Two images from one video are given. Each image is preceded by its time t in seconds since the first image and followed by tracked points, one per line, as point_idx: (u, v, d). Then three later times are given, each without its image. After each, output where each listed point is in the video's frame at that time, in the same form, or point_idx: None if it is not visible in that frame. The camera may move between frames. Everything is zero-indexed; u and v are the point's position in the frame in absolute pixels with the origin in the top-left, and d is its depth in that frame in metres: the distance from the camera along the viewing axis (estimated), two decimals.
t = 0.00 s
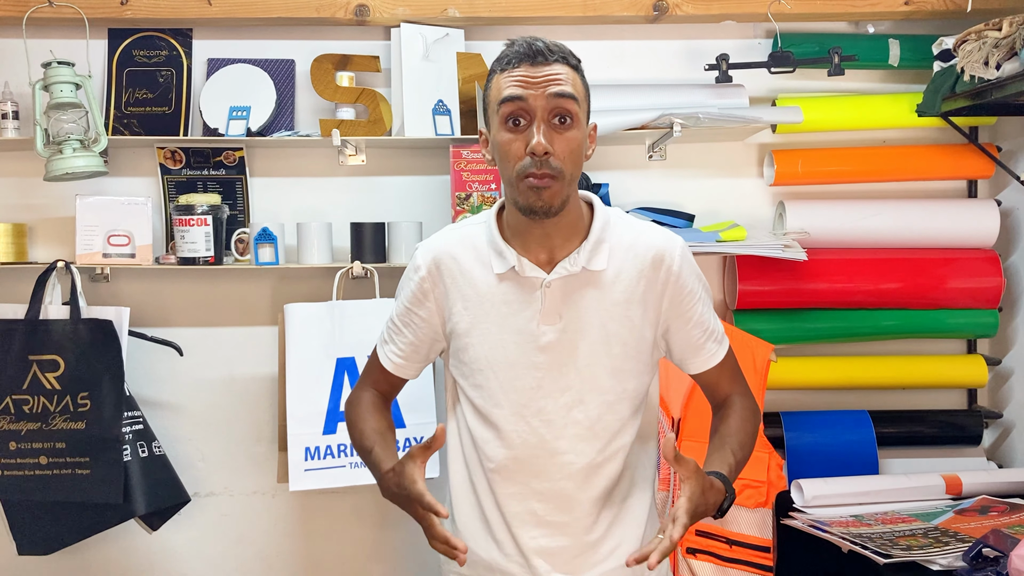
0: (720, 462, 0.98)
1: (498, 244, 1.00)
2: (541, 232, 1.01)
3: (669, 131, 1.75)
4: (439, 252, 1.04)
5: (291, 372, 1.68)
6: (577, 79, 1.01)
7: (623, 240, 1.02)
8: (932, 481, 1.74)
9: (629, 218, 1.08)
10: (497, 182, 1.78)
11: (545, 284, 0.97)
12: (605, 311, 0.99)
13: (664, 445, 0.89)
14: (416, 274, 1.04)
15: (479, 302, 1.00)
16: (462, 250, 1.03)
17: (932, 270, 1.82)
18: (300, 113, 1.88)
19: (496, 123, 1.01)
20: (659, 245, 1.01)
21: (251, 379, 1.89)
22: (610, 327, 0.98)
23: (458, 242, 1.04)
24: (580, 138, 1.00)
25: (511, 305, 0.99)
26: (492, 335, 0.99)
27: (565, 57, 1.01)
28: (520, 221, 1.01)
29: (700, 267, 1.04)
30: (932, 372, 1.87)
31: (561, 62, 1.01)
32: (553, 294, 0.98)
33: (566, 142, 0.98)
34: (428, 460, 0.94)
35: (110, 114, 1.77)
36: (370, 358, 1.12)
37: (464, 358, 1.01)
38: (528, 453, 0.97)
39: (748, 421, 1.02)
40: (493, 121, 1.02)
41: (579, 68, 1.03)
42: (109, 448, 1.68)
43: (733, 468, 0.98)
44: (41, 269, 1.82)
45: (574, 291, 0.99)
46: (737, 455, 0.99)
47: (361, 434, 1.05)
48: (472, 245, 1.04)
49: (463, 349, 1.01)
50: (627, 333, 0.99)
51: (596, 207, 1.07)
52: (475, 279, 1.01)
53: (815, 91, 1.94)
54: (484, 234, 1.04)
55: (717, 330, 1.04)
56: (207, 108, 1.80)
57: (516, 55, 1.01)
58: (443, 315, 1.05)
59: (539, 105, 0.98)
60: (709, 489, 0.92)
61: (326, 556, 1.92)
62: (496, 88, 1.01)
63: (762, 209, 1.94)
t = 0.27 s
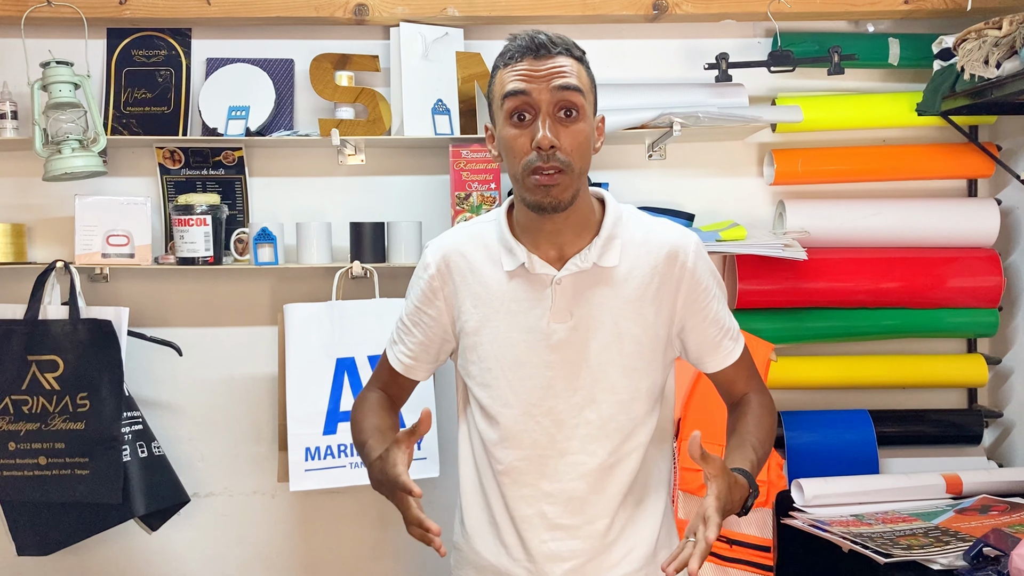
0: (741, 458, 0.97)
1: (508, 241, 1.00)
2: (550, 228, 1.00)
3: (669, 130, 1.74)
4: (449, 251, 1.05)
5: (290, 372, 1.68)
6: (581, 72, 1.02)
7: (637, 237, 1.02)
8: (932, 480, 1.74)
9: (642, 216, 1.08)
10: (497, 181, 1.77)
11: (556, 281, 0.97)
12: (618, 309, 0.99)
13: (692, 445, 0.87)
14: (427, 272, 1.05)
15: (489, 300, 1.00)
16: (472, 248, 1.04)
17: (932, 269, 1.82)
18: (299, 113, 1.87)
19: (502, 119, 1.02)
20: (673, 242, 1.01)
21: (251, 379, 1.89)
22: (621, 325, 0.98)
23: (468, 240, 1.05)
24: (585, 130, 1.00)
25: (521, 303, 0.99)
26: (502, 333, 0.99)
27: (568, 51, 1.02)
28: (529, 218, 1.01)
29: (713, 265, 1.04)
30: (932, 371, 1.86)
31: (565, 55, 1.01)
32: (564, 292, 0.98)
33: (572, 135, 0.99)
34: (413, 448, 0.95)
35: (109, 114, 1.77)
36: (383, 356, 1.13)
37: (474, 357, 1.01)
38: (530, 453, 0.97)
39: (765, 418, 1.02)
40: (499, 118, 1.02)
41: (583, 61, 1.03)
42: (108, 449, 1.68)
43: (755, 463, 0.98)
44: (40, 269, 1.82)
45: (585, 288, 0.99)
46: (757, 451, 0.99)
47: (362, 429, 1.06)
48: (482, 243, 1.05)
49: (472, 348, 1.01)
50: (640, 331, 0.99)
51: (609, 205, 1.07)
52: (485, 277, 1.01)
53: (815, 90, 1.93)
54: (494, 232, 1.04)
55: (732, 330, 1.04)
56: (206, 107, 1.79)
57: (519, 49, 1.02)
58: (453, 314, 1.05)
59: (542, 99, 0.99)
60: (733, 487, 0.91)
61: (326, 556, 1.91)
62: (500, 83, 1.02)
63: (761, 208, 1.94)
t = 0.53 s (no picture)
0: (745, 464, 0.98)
1: (514, 242, 1.00)
2: (556, 227, 1.00)
3: (668, 131, 1.75)
4: (455, 253, 1.05)
5: (290, 374, 1.68)
6: (580, 66, 1.02)
7: (644, 237, 1.02)
8: (931, 481, 1.74)
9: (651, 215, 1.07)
10: (496, 183, 1.77)
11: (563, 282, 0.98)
12: (626, 308, 0.98)
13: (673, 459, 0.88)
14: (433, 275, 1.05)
15: (496, 302, 1.00)
16: (478, 249, 1.04)
17: (931, 270, 1.82)
18: (298, 114, 1.87)
19: (503, 119, 1.02)
20: (680, 241, 1.01)
21: (250, 380, 1.89)
22: (630, 324, 0.98)
23: (473, 242, 1.05)
24: (587, 126, 1.00)
25: (528, 303, 0.99)
26: (509, 335, 0.99)
27: (567, 46, 1.02)
28: (535, 218, 1.01)
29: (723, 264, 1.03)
30: (931, 372, 1.86)
31: (564, 50, 1.01)
32: (571, 293, 0.98)
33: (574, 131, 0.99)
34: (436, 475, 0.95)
35: (108, 115, 1.77)
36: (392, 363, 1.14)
37: (481, 359, 1.01)
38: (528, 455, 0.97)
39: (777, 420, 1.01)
40: (500, 117, 1.03)
41: (583, 55, 1.03)
42: (107, 450, 1.68)
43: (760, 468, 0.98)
44: (39, 270, 1.82)
45: (593, 288, 0.99)
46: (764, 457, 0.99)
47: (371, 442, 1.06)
48: (489, 245, 1.05)
49: (479, 350, 1.01)
50: (649, 330, 0.98)
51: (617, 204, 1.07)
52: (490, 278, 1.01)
53: (814, 91, 1.94)
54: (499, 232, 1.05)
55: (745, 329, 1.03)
56: (205, 108, 1.79)
57: (517, 47, 1.02)
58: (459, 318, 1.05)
59: (543, 96, 0.99)
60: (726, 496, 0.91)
61: (325, 557, 1.91)
62: (499, 82, 1.02)
63: (760, 209, 1.94)
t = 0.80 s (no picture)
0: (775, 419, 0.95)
1: (523, 241, 1.02)
2: (565, 226, 1.02)
3: (666, 133, 1.75)
4: (462, 252, 1.08)
5: (288, 376, 1.68)
6: (589, 67, 1.03)
7: (655, 235, 1.03)
8: (929, 482, 1.74)
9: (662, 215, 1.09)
10: (494, 184, 1.77)
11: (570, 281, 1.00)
12: (635, 305, 1.00)
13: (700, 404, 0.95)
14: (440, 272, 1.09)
15: (505, 301, 1.02)
16: (488, 250, 1.06)
17: (929, 271, 1.83)
18: (297, 116, 1.88)
19: (512, 119, 1.03)
20: (690, 239, 1.03)
21: (249, 382, 1.89)
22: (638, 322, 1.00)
23: (480, 240, 1.08)
24: (595, 126, 1.01)
25: (536, 302, 1.01)
26: (518, 334, 1.01)
27: (577, 47, 1.03)
28: (544, 217, 1.02)
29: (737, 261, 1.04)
30: (928, 373, 1.87)
31: (574, 52, 1.03)
32: (580, 291, 1.00)
33: (582, 131, 1.00)
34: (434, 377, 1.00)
35: (107, 117, 1.77)
36: (390, 358, 1.16)
37: (489, 358, 1.03)
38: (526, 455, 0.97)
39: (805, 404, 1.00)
40: (509, 118, 1.04)
41: (592, 56, 1.05)
42: (106, 452, 1.68)
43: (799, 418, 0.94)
44: (38, 272, 1.82)
45: (602, 287, 1.01)
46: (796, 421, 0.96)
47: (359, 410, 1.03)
48: (499, 245, 1.07)
49: (487, 349, 1.03)
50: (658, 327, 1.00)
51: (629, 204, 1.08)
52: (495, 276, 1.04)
53: (812, 93, 1.94)
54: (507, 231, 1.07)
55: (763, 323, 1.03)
56: (203, 110, 1.80)
57: (527, 48, 1.03)
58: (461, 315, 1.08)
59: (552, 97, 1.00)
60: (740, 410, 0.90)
61: (324, 559, 1.91)
62: (508, 83, 1.04)
63: (759, 211, 1.94)
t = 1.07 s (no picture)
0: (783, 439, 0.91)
1: (533, 248, 1.03)
2: (577, 237, 1.03)
3: (664, 137, 1.75)
4: (479, 263, 1.08)
5: (287, 379, 1.69)
6: (601, 82, 1.02)
7: (665, 243, 1.04)
8: (927, 486, 1.74)
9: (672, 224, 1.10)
10: (493, 188, 1.77)
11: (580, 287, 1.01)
12: (645, 312, 1.01)
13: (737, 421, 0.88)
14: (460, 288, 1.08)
15: (518, 308, 1.04)
16: (501, 257, 1.07)
17: (927, 275, 1.83)
18: (296, 119, 1.88)
19: (524, 135, 1.03)
20: (701, 249, 1.04)
21: (249, 385, 1.90)
22: (648, 328, 1.00)
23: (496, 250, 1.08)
24: (608, 143, 1.01)
25: (547, 308, 1.02)
26: (529, 340, 1.02)
27: (589, 62, 1.02)
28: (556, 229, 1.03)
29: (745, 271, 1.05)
30: (926, 377, 1.87)
31: (585, 67, 1.02)
32: (589, 296, 1.01)
33: (594, 149, 1.00)
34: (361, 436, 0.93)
35: (107, 121, 1.78)
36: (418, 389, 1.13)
37: (499, 363, 1.04)
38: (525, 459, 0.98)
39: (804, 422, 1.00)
40: (521, 133, 1.04)
41: (604, 70, 1.04)
42: (105, 455, 1.68)
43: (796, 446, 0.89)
44: (38, 275, 1.82)
45: (612, 294, 1.01)
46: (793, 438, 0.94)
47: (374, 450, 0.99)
48: (510, 253, 1.08)
49: (496, 355, 1.04)
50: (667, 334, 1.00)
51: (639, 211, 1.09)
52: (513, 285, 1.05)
53: (810, 97, 1.94)
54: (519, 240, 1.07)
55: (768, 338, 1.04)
56: (203, 113, 1.80)
57: (538, 65, 1.02)
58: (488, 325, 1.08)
59: (564, 116, 1.00)
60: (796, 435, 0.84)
61: (323, 562, 1.92)
62: (520, 99, 1.03)
63: (757, 215, 1.95)
